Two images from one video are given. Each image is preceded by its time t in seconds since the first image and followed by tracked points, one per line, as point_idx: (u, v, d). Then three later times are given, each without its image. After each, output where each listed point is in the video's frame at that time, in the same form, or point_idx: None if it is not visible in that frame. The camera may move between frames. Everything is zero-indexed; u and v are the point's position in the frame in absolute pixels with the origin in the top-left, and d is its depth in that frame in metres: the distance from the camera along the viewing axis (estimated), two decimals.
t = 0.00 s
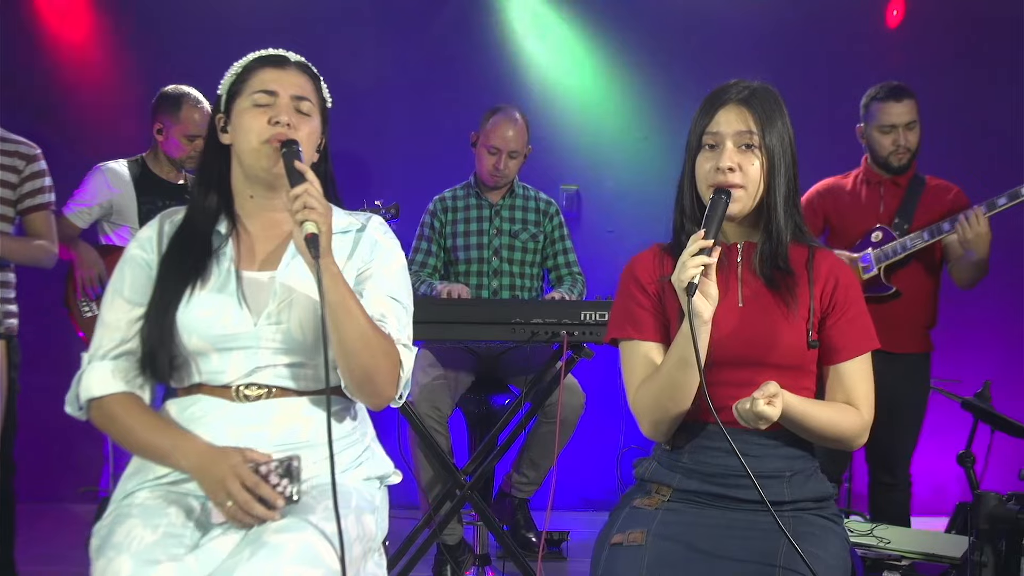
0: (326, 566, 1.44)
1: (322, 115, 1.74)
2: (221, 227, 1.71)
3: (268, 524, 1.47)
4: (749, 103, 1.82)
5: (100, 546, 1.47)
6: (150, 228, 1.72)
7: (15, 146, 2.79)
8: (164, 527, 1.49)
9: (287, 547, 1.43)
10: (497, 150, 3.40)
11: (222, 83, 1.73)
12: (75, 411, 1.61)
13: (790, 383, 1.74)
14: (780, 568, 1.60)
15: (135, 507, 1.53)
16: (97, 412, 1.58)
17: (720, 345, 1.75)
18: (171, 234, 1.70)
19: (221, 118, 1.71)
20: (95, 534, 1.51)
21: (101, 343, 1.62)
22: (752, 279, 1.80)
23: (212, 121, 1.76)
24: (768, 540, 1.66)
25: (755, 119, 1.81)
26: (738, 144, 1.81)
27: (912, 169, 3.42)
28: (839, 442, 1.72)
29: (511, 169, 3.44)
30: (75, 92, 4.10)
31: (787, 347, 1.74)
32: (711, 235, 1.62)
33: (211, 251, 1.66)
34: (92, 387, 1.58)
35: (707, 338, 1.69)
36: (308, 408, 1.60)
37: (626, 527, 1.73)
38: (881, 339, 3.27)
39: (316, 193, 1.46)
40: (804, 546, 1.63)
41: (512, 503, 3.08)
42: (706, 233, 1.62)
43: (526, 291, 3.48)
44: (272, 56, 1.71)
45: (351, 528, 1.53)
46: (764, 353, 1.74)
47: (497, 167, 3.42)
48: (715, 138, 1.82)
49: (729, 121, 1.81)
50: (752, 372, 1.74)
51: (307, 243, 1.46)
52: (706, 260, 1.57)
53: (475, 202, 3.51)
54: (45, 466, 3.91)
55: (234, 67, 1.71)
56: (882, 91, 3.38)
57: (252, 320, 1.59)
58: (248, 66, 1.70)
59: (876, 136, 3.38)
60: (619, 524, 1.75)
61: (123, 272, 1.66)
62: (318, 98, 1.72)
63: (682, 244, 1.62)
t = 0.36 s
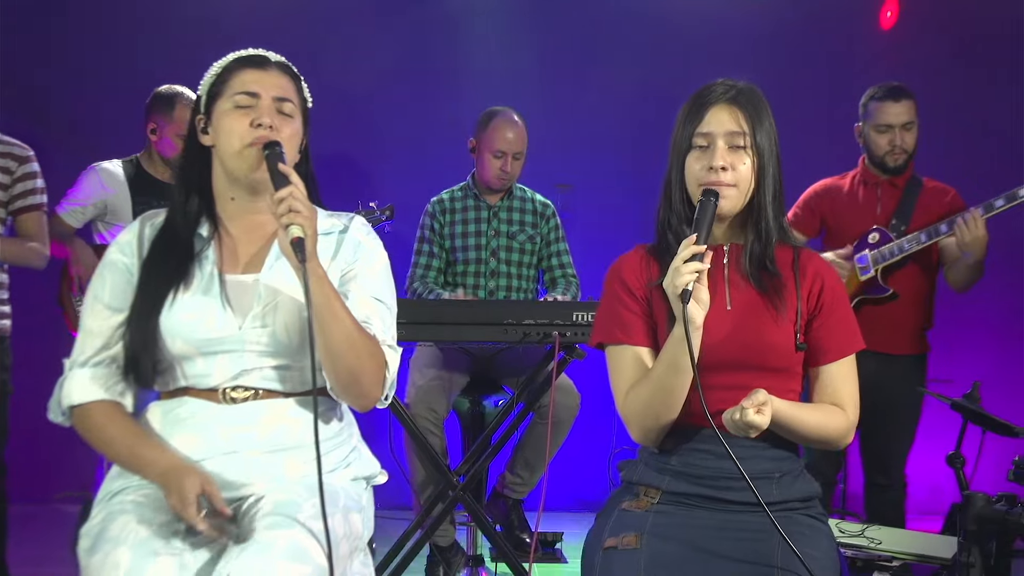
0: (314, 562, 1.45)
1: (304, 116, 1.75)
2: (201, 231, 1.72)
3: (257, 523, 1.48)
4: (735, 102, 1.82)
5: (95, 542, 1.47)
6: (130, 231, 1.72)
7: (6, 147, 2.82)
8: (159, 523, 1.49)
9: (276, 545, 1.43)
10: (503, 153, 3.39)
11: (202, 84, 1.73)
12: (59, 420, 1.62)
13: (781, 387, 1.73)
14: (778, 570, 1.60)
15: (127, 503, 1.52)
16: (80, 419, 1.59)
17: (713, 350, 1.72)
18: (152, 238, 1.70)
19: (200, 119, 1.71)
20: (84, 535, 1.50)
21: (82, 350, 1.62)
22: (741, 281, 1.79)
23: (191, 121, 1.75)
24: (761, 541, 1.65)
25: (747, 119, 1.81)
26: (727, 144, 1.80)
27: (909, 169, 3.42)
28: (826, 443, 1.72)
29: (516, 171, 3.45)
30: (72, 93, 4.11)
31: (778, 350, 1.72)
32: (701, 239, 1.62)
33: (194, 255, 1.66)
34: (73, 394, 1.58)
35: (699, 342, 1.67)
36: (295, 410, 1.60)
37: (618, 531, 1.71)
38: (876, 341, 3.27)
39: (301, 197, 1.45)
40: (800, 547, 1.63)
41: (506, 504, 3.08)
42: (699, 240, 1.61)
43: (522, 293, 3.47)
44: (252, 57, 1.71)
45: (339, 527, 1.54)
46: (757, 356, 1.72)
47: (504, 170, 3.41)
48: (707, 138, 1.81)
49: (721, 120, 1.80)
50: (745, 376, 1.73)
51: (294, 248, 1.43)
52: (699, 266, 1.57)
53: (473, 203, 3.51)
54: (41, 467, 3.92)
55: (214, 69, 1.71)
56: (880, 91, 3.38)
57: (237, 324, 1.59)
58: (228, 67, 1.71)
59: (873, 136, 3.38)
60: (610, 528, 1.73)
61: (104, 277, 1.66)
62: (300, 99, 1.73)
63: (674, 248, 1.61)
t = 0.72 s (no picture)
0: (299, 565, 1.44)
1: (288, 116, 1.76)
2: (187, 233, 1.72)
3: (243, 524, 1.47)
4: (716, 103, 1.82)
5: (82, 543, 1.47)
6: (115, 233, 1.72)
7: None
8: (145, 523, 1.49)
9: (262, 547, 1.43)
10: (493, 151, 3.39)
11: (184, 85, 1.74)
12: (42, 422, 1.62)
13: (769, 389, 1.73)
14: (770, 571, 1.60)
15: (114, 505, 1.52)
16: (65, 424, 1.59)
17: (702, 352, 1.72)
18: (138, 240, 1.70)
19: (183, 120, 1.72)
20: (70, 536, 1.50)
21: (68, 353, 1.62)
22: (727, 283, 1.79)
23: (174, 122, 1.76)
24: (752, 541, 1.65)
25: (727, 120, 1.81)
26: (708, 146, 1.80)
27: (909, 171, 3.41)
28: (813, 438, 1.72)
29: (507, 170, 3.45)
30: (68, 91, 4.12)
31: (765, 352, 1.72)
32: (688, 241, 1.61)
33: (179, 257, 1.67)
34: (59, 398, 1.59)
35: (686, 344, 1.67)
36: (282, 412, 1.60)
37: (607, 533, 1.71)
38: (875, 343, 3.26)
39: (285, 198, 1.46)
40: (790, 547, 1.63)
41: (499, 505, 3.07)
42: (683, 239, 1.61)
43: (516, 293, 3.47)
44: (234, 57, 1.72)
45: (325, 528, 1.53)
46: (743, 358, 1.72)
47: (494, 167, 3.41)
48: (685, 140, 1.81)
49: (699, 122, 1.80)
50: (731, 377, 1.73)
51: (277, 249, 1.45)
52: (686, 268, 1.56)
53: (467, 203, 3.52)
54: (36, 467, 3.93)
55: (197, 68, 1.72)
56: (882, 90, 3.38)
57: (222, 326, 1.59)
58: (209, 67, 1.71)
59: (875, 133, 3.37)
60: (599, 530, 1.73)
61: (89, 280, 1.66)
62: (283, 99, 1.74)
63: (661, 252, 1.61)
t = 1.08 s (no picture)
0: (281, 566, 1.43)
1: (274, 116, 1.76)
2: (171, 234, 1.72)
3: (225, 524, 1.46)
4: (711, 103, 1.82)
5: (65, 544, 1.46)
6: (101, 236, 1.73)
7: None
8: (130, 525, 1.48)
9: (243, 548, 1.42)
10: (480, 153, 3.39)
11: (171, 84, 1.75)
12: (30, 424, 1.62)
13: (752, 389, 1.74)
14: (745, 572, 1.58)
15: (98, 506, 1.52)
16: (50, 425, 1.59)
17: (681, 351, 1.75)
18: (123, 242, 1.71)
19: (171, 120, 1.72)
20: (56, 538, 1.50)
21: (51, 355, 1.63)
22: (710, 284, 1.80)
23: (162, 122, 1.76)
24: (733, 542, 1.64)
25: (720, 120, 1.81)
26: (702, 145, 1.81)
27: (915, 174, 3.39)
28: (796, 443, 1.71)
29: (496, 172, 3.44)
30: (63, 91, 4.13)
31: (746, 353, 1.74)
32: (670, 242, 1.61)
33: (163, 258, 1.67)
34: (43, 399, 1.58)
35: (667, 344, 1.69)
36: (268, 412, 1.60)
37: (590, 532, 1.70)
38: (877, 345, 3.25)
39: (265, 197, 1.45)
40: (769, 549, 1.61)
41: (492, 506, 3.07)
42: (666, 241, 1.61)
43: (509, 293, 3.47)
44: (220, 57, 1.72)
45: (309, 529, 1.52)
46: (724, 357, 1.74)
47: (482, 170, 3.41)
48: (679, 138, 1.81)
49: (694, 122, 1.80)
50: (710, 378, 1.74)
51: (258, 248, 1.45)
52: (666, 269, 1.56)
53: (460, 204, 3.52)
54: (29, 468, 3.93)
55: (182, 69, 1.72)
56: (891, 91, 3.38)
57: (206, 327, 1.59)
58: (199, 65, 1.71)
59: (875, 133, 3.40)
60: (583, 528, 1.73)
61: (73, 282, 1.66)
62: (269, 99, 1.74)
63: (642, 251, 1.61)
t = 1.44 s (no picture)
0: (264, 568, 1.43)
1: (261, 117, 1.76)
2: (158, 235, 1.72)
3: (210, 526, 1.46)
4: (699, 102, 1.82)
5: (50, 544, 1.46)
6: (86, 236, 1.73)
7: None
8: (115, 525, 1.47)
9: (227, 549, 1.42)
10: (479, 154, 3.38)
11: (157, 85, 1.74)
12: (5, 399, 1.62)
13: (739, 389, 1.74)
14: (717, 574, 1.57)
15: (84, 506, 1.51)
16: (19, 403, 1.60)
17: (663, 349, 1.76)
18: (108, 242, 1.71)
19: (156, 121, 1.72)
20: (42, 537, 1.49)
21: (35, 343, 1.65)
22: (698, 284, 1.81)
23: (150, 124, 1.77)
24: (707, 543, 1.64)
25: (707, 120, 1.81)
26: (689, 144, 1.80)
27: (921, 175, 3.38)
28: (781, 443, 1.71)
29: (495, 172, 3.43)
30: (58, 92, 4.13)
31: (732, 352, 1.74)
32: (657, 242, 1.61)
33: (149, 258, 1.67)
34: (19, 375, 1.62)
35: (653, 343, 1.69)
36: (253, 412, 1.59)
37: (571, 530, 1.71)
38: (878, 345, 3.25)
39: (250, 197, 1.45)
40: (742, 552, 1.60)
41: (485, 506, 3.07)
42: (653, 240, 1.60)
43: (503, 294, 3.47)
44: (206, 58, 1.72)
45: (295, 530, 1.51)
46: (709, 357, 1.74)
47: (482, 170, 3.41)
48: (668, 138, 1.81)
49: (681, 121, 1.80)
50: (696, 378, 1.75)
51: (243, 248, 1.45)
52: (651, 269, 1.56)
53: (453, 205, 3.52)
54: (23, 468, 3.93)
55: (168, 71, 1.72)
56: (896, 92, 3.38)
57: (191, 327, 1.59)
58: (186, 66, 1.71)
59: (882, 134, 3.39)
60: (567, 526, 1.73)
61: (60, 283, 1.68)
62: (255, 100, 1.74)
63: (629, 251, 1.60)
